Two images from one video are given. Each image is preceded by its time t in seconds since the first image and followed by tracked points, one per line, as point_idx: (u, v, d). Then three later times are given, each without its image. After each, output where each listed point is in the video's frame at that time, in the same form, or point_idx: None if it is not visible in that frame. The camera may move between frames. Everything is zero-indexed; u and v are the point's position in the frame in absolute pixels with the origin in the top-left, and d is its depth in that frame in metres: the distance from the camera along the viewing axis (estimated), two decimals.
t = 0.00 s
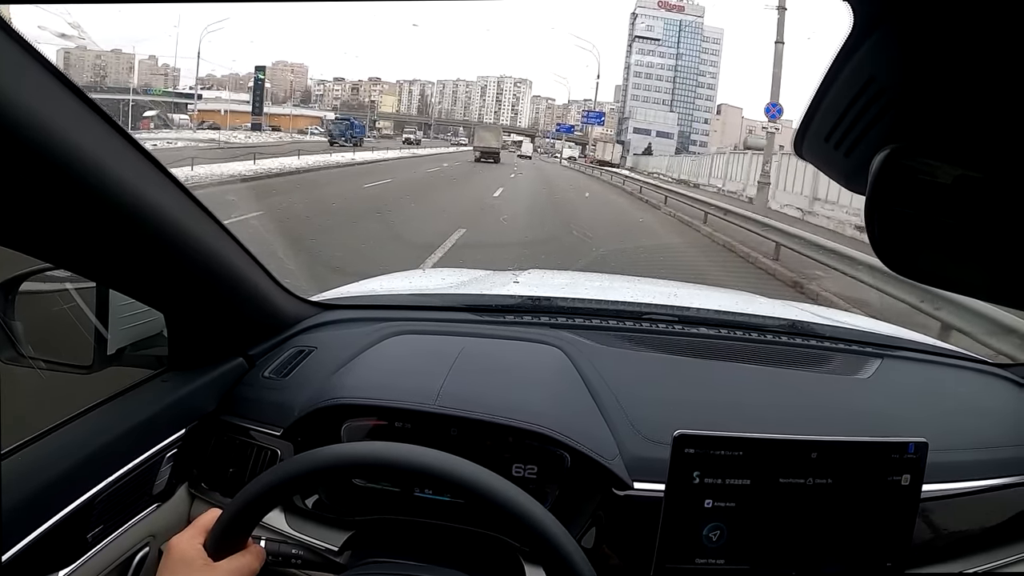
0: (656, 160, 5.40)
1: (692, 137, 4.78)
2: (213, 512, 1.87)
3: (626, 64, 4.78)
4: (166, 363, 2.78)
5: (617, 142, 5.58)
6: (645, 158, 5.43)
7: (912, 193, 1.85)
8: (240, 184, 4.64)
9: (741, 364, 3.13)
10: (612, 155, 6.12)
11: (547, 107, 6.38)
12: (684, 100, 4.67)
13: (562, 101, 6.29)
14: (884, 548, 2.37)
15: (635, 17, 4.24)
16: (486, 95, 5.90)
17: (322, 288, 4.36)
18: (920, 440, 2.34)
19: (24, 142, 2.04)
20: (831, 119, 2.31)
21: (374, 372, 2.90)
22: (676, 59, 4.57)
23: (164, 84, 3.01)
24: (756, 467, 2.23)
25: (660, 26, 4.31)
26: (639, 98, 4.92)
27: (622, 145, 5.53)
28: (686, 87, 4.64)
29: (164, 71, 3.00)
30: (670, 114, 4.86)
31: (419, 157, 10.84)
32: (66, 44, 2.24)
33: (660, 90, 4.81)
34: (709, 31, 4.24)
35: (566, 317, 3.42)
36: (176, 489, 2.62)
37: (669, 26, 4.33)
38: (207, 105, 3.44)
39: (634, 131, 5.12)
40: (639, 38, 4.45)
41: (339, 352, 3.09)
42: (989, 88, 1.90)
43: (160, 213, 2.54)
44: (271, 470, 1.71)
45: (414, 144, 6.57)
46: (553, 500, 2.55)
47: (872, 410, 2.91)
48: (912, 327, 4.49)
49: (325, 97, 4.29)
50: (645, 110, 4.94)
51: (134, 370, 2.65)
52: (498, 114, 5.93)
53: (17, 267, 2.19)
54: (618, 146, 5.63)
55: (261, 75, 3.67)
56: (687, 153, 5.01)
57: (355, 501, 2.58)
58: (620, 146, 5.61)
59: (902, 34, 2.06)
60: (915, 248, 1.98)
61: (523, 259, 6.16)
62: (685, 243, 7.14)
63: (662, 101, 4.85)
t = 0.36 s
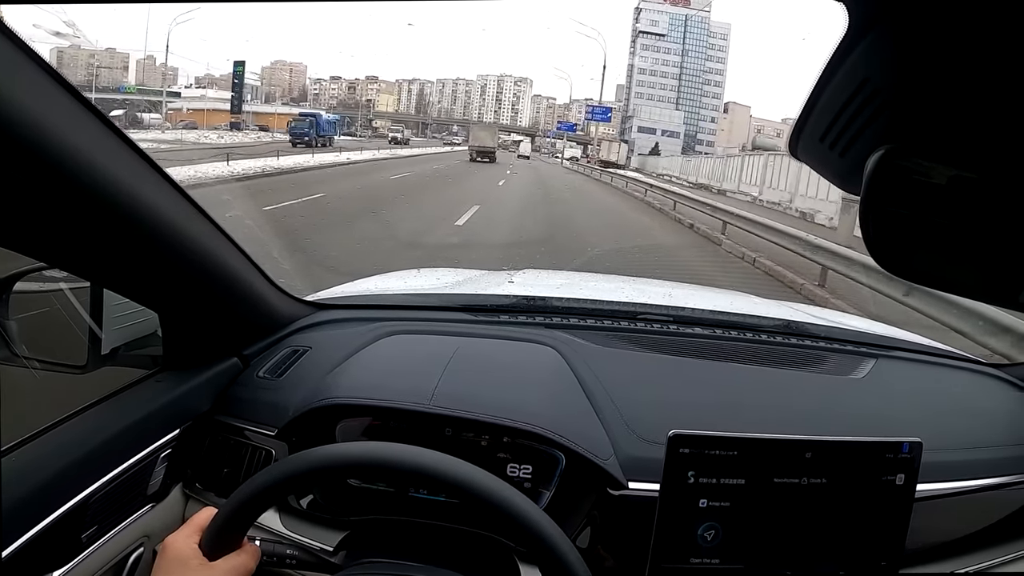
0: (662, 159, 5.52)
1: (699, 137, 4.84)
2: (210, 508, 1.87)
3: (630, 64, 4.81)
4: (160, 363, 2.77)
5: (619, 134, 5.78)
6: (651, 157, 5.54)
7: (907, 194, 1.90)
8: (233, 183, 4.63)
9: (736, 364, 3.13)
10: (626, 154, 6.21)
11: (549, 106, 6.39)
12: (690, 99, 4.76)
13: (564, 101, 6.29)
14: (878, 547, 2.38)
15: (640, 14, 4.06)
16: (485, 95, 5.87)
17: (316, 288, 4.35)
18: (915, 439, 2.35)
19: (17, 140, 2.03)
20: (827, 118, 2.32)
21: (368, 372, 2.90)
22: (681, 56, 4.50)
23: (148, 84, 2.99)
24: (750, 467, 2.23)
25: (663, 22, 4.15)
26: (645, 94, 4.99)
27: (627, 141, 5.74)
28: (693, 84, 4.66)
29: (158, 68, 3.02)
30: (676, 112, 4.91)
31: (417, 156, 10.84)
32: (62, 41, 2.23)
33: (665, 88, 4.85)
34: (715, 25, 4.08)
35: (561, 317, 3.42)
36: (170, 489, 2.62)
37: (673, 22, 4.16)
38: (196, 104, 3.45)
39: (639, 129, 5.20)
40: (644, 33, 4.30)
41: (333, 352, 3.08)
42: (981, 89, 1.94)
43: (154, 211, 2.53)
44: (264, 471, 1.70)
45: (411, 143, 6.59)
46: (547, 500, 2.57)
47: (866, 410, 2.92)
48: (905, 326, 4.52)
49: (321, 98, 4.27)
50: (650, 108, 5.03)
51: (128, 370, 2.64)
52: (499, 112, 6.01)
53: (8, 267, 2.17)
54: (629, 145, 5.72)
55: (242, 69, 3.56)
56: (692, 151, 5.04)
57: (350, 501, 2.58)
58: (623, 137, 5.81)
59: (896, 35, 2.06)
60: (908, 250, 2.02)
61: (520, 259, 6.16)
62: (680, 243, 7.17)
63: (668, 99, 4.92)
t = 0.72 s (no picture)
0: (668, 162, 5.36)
1: (706, 137, 4.66)
2: (208, 505, 1.86)
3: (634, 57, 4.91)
4: (156, 361, 2.77)
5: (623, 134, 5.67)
6: (659, 159, 5.39)
7: (903, 190, 1.96)
8: (228, 181, 4.62)
9: (732, 360, 3.14)
10: (631, 155, 6.01)
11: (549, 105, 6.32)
12: (698, 98, 4.64)
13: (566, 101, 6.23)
14: (874, 543, 2.39)
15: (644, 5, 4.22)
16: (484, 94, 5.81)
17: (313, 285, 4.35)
18: (911, 435, 2.35)
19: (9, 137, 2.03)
20: (820, 119, 2.37)
21: (365, 370, 2.89)
22: (687, 52, 4.50)
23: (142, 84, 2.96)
24: (747, 463, 2.24)
25: (669, 15, 4.24)
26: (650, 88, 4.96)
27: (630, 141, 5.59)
28: (699, 82, 4.60)
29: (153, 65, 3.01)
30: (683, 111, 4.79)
31: (413, 155, 10.82)
32: (59, 39, 2.24)
33: (672, 85, 4.83)
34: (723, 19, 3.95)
35: (557, 314, 3.42)
36: (167, 488, 2.62)
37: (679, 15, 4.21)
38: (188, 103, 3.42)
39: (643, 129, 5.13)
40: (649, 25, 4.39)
41: (330, 349, 3.08)
42: (976, 86, 1.94)
43: (149, 209, 2.52)
44: (262, 469, 1.70)
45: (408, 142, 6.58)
46: (544, 497, 2.56)
47: (862, 405, 2.93)
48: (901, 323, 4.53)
49: (319, 96, 4.35)
50: (655, 106, 4.96)
51: (125, 369, 2.64)
52: (498, 112, 5.92)
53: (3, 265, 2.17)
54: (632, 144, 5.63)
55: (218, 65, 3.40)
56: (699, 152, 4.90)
57: (348, 498, 2.58)
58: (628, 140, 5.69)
59: (891, 33, 2.08)
60: (904, 246, 2.09)
61: (517, 257, 6.16)
62: (676, 240, 7.17)
63: (675, 97, 4.85)
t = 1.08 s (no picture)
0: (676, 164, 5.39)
1: (714, 137, 4.58)
2: (205, 507, 1.86)
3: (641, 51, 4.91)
4: (153, 362, 2.77)
5: (630, 131, 5.68)
6: (669, 159, 5.29)
7: (898, 189, 2.01)
8: (224, 182, 4.62)
9: (729, 359, 3.15)
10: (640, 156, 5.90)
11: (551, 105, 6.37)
12: (705, 96, 4.56)
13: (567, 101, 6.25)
14: (871, 541, 2.39)
15: None
16: (485, 93, 5.78)
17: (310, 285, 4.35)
18: (907, 433, 2.36)
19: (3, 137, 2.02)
20: (816, 118, 2.33)
21: (362, 369, 2.89)
22: (696, 48, 4.45)
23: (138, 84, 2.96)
24: (744, 461, 2.23)
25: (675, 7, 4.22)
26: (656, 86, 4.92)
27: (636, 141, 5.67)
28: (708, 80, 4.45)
29: (150, 63, 3.00)
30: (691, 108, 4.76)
31: (410, 155, 10.82)
32: (53, 39, 2.25)
33: (680, 81, 4.76)
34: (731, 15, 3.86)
35: (554, 313, 3.42)
36: (165, 488, 2.61)
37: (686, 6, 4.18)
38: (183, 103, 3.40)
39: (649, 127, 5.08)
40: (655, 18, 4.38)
41: (327, 349, 3.08)
42: (972, 83, 1.95)
43: (145, 209, 2.52)
44: (259, 470, 1.70)
45: (405, 142, 6.58)
46: (541, 496, 2.57)
47: (858, 404, 2.93)
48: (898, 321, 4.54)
49: (315, 95, 4.33)
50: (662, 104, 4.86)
51: (121, 369, 2.63)
52: (499, 110, 5.98)
53: None
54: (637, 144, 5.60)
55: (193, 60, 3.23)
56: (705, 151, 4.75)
57: (345, 497, 2.58)
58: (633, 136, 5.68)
59: (886, 32, 2.06)
60: (901, 242, 2.14)
61: (515, 257, 6.16)
62: (674, 240, 7.18)
63: (683, 95, 4.76)
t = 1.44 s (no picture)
0: (683, 164, 5.25)
1: (723, 137, 4.46)
2: (199, 508, 1.87)
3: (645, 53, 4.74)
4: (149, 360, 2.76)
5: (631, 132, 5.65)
6: (680, 162, 5.18)
7: (893, 189, 2.00)
8: (220, 179, 4.61)
9: (725, 357, 3.15)
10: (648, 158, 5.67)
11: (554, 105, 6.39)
12: (716, 92, 4.45)
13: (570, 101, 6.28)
14: (866, 539, 2.40)
15: None
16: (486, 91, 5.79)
17: (306, 283, 4.34)
18: (902, 432, 2.36)
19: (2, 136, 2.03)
20: (812, 120, 2.35)
21: (358, 367, 2.89)
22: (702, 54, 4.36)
23: (132, 83, 2.94)
24: (740, 460, 2.23)
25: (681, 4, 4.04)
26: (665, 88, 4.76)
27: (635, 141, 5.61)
28: (717, 76, 4.40)
29: (148, 63, 3.04)
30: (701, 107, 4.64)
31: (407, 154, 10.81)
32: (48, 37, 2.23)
33: (686, 80, 4.53)
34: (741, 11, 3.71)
35: (550, 312, 3.43)
36: (160, 487, 2.61)
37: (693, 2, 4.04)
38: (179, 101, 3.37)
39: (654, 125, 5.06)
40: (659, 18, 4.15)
41: (322, 347, 3.08)
42: (964, 83, 1.97)
43: (142, 207, 2.52)
44: (254, 467, 1.69)
45: (402, 141, 6.58)
46: (537, 495, 2.58)
47: (852, 402, 2.94)
48: (893, 321, 4.55)
49: (312, 94, 4.29)
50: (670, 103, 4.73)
51: (117, 367, 2.63)
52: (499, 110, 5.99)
53: None
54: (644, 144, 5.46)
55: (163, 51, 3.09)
56: (715, 153, 4.65)
57: (341, 496, 2.58)
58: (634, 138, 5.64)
59: (883, 32, 2.06)
60: (897, 241, 2.13)
61: (512, 256, 6.14)
62: (671, 239, 7.18)
63: (690, 92, 4.60)
